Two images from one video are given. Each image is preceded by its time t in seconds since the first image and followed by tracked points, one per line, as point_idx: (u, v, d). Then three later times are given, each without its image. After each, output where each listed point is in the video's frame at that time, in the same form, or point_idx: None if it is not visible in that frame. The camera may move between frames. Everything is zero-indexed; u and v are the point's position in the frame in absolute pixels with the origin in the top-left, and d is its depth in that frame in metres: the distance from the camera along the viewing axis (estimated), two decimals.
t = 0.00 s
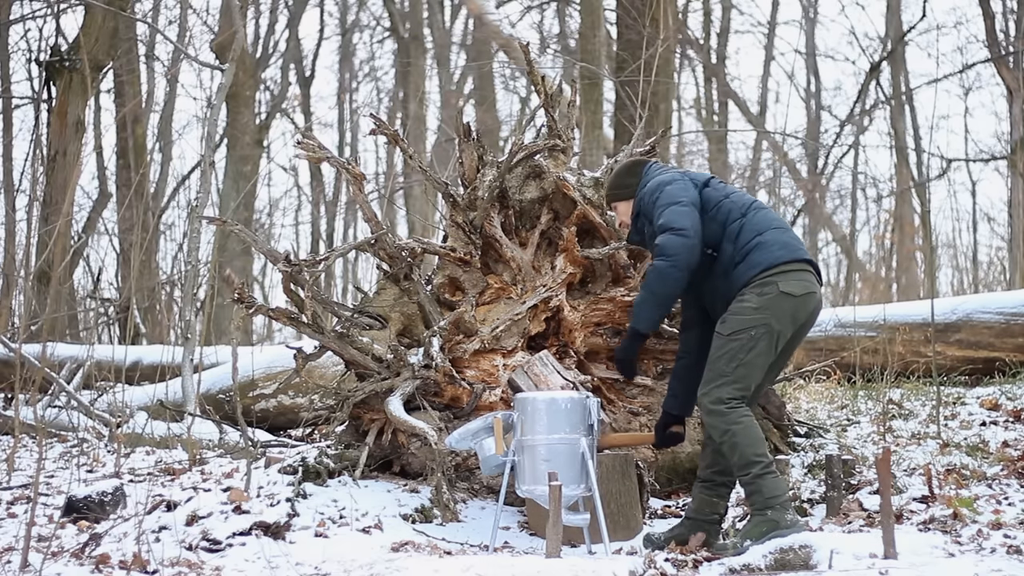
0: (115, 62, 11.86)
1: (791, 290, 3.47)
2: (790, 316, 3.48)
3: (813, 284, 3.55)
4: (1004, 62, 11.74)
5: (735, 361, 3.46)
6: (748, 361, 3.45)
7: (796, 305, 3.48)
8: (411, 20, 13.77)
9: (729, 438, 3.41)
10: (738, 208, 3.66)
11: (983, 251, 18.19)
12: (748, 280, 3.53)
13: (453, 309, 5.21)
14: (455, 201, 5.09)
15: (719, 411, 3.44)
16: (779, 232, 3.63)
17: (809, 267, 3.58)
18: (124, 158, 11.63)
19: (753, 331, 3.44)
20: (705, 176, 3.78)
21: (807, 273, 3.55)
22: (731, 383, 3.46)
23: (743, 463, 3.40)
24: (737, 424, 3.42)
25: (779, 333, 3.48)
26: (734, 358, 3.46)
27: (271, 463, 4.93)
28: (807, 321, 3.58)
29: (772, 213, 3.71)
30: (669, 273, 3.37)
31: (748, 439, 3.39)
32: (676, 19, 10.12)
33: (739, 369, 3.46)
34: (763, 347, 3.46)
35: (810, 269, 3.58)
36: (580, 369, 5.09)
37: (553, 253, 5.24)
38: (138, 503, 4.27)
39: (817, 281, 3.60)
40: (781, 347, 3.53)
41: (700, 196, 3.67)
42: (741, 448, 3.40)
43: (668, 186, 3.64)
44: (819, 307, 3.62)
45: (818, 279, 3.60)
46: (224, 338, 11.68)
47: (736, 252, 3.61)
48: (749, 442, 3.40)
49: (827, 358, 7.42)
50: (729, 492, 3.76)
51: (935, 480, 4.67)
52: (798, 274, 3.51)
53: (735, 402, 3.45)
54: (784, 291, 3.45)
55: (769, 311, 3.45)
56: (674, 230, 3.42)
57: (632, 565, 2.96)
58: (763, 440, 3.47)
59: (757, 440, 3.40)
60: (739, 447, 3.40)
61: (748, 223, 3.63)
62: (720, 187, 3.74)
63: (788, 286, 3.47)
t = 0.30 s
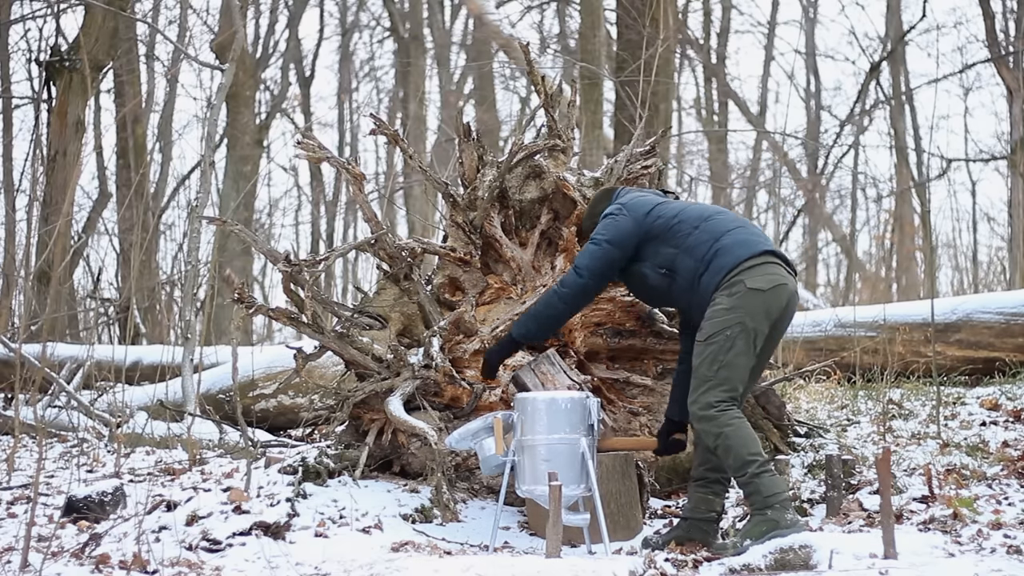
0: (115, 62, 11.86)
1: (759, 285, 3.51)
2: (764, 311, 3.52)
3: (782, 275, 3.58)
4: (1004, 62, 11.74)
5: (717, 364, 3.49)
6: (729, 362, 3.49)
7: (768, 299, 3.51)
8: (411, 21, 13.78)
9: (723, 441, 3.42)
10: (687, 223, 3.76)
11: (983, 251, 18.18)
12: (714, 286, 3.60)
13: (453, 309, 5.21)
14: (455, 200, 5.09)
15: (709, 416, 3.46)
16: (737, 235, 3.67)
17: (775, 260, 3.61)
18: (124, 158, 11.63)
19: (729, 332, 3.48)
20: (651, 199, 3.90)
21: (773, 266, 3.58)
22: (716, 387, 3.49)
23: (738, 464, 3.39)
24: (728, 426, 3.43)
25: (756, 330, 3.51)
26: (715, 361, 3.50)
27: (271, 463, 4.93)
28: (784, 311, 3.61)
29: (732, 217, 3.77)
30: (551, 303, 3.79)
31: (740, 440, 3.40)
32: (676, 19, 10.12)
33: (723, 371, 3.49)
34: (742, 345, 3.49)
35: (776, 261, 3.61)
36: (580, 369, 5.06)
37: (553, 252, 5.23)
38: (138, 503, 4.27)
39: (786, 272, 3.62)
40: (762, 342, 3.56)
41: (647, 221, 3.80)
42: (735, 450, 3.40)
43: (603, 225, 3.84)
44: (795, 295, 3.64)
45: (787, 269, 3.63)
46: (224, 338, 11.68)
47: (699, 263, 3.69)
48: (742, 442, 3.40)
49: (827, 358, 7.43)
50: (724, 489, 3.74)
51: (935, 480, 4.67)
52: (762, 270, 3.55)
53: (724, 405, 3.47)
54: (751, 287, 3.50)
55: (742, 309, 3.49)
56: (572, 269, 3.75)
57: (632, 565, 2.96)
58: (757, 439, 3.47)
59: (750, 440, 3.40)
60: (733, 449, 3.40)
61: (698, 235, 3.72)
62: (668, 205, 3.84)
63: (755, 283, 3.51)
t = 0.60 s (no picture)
0: (115, 62, 11.86)
1: (758, 281, 3.55)
2: (763, 306, 3.56)
3: (780, 273, 3.63)
4: (1004, 62, 11.73)
5: (720, 359, 3.51)
6: (733, 357, 3.51)
7: (766, 295, 3.56)
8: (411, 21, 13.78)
9: (731, 436, 3.43)
10: (692, 214, 3.74)
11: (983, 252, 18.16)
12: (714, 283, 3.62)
13: (453, 309, 5.21)
14: (455, 201, 5.09)
15: (718, 411, 3.46)
16: (740, 231, 3.66)
17: (775, 259, 3.64)
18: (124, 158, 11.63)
19: (731, 328, 3.52)
20: (656, 185, 3.87)
21: (773, 264, 3.61)
22: (721, 382, 3.50)
23: (744, 460, 3.40)
24: (738, 421, 3.44)
25: (756, 326, 3.56)
26: (720, 356, 3.51)
27: (271, 463, 4.93)
28: (779, 306, 3.66)
29: (736, 210, 3.75)
30: (591, 306, 3.77)
31: (748, 436, 3.40)
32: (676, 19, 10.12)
33: (728, 366, 3.51)
34: (745, 340, 3.53)
35: (775, 258, 3.65)
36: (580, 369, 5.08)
37: (553, 252, 5.21)
38: (138, 503, 4.27)
39: (783, 269, 3.67)
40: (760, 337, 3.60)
41: (650, 207, 3.80)
42: (742, 446, 3.40)
43: (611, 212, 3.82)
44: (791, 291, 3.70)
45: (784, 266, 3.67)
46: (224, 338, 11.69)
47: (700, 255, 3.69)
48: (750, 438, 3.40)
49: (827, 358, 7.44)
50: (724, 490, 3.72)
51: (935, 480, 4.67)
52: (762, 268, 3.59)
53: (733, 400, 3.48)
54: (751, 284, 3.54)
55: (743, 305, 3.52)
56: (605, 270, 3.73)
57: (632, 565, 2.96)
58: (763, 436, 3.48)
59: (757, 436, 3.41)
60: (741, 444, 3.40)
61: (703, 228, 3.70)
62: (673, 193, 3.82)
63: (755, 279, 3.55)
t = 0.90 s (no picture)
0: (115, 62, 11.86)
1: (749, 283, 3.57)
2: (755, 306, 3.57)
3: (771, 274, 3.64)
4: (1004, 62, 11.72)
5: (715, 362, 3.51)
6: (727, 359, 3.51)
7: (758, 296, 3.57)
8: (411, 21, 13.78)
9: (728, 437, 3.43)
10: (686, 217, 3.74)
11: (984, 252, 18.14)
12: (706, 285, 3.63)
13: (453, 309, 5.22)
14: (455, 201, 5.09)
15: (715, 414, 3.47)
16: (732, 234, 3.68)
17: (767, 259, 3.65)
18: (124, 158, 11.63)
19: (723, 330, 3.53)
20: (652, 189, 3.86)
21: (764, 265, 3.63)
22: (717, 384, 3.50)
23: (742, 461, 3.40)
24: (735, 422, 3.44)
25: (749, 327, 3.57)
26: (716, 358, 3.52)
27: (271, 463, 4.93)
28: (772, 305, 3.67)
29: (728, 212, 3.77)
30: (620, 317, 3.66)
31: (745, 436, 3.41)
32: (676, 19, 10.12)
33: (724, 368, 3.51)
34: (738, 342, 3.53)
35: (767, 259, 3.66)
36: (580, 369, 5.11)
37: (553, 252, 5.22)
38: (138, 503, 4.27)
39: (775, 269, 3.68)
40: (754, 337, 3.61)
41: (646, 213, 3.81)
42: (739, 446, 3.41)
43: (610, 220, 3.80)
44: (782, 290, 3.71)
45: (776, 267, 3.68)
46: (224, 338, 11.69)
47: (692, 259, 3.71)
48: (748, 439, 3.40)
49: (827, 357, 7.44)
50: (722, 488, 3.73)
51: (935, 480, 4.67)
52: (753, 270, 3.60)
53: (729, 401, 3.49)
54: (741, 286, 3.55)
55: (735, 307, 3.54)
56: (629, 279, 3.66)
57: (632, 565, 2.96)
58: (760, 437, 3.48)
59: (753, 436, 3.41)
60: (738, 445, 3.41)
61: (697, 231, 3.71)
62: (668, 196, 3.82)
63: (745, 281, 3.57)
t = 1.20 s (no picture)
0: (115, 62, 11.86)
1: (733, 292, 3.58)
2: (737, 316, 3.58)
3: (757, 284, 3.64)
4: (1004, 62, 11.73)
5: (688, 370, 3.55)
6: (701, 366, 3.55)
7: (741, 306, 3.58)
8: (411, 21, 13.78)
9: (700, 438, 3.48)
10: (674, 227, 3.74)
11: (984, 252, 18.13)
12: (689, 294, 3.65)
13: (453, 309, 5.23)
14: (455, 201, 5.09)
15: (685, 417, 3.52)
16: (719, 244, 3.69)
17: (753, 271, 3.65)
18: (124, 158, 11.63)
19: (701, 338, 3.56)
20: (640, 201, 3.85)
21: (748, 276, 3.64)
22: (688, 389, 3.55)
23: (719, 457, 3.44)
24: (705, 424, 3.49)
25: (730, 338, 3.58)
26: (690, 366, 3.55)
27: (271, 463, 4.93)
28: (756, 316, 3.68)
29: (714, 221, 3.77)
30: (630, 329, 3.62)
31: (718, 434, 3.46)
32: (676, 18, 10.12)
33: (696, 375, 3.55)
34: (714, 351, 3.56)
35: (754, 271, 3.66)
36: (580, 369, 5.08)
37: (553, 252, 5.20)
38: (138, 502, 4.27)
39: (762, 280, 3.69)
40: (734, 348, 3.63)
41: (635, 225, 3.80)
42: (713, 445, 3.45)
43: (600, 233, 3.78)
44: (768, 301, 3.71)
45: (763, 277, 3.69)
46: (224, 338, 11.69)
47: (678, 268, 3.71)
48: (721, 436, 3.45)
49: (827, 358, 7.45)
50: (711, 486, 3.70)
51: (935, 480, 4.67)
52: (737, 280, 3.61)
53: (698, 404, 3.54)
54: (724, 295, 3.56)
55: (715, 316, 3.56)
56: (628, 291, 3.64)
57: (632, 565, 2.96)
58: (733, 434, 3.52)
59: (727, 434, 3.46)
60: (711, 444, 3.45)
61: (685, 241, 3.71)
62: (656, 207, 3.81)
63: (729, 291, 3.58)
